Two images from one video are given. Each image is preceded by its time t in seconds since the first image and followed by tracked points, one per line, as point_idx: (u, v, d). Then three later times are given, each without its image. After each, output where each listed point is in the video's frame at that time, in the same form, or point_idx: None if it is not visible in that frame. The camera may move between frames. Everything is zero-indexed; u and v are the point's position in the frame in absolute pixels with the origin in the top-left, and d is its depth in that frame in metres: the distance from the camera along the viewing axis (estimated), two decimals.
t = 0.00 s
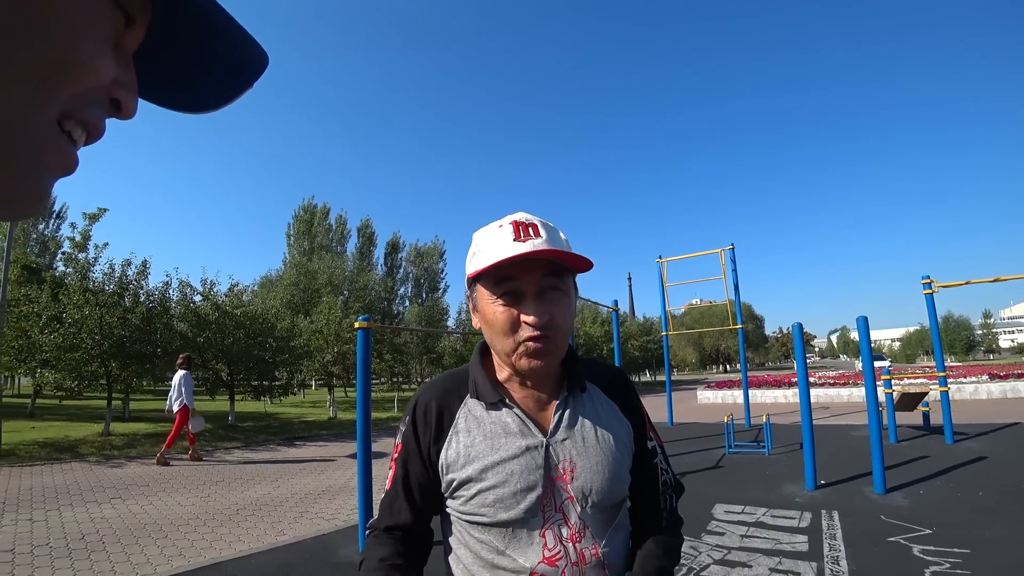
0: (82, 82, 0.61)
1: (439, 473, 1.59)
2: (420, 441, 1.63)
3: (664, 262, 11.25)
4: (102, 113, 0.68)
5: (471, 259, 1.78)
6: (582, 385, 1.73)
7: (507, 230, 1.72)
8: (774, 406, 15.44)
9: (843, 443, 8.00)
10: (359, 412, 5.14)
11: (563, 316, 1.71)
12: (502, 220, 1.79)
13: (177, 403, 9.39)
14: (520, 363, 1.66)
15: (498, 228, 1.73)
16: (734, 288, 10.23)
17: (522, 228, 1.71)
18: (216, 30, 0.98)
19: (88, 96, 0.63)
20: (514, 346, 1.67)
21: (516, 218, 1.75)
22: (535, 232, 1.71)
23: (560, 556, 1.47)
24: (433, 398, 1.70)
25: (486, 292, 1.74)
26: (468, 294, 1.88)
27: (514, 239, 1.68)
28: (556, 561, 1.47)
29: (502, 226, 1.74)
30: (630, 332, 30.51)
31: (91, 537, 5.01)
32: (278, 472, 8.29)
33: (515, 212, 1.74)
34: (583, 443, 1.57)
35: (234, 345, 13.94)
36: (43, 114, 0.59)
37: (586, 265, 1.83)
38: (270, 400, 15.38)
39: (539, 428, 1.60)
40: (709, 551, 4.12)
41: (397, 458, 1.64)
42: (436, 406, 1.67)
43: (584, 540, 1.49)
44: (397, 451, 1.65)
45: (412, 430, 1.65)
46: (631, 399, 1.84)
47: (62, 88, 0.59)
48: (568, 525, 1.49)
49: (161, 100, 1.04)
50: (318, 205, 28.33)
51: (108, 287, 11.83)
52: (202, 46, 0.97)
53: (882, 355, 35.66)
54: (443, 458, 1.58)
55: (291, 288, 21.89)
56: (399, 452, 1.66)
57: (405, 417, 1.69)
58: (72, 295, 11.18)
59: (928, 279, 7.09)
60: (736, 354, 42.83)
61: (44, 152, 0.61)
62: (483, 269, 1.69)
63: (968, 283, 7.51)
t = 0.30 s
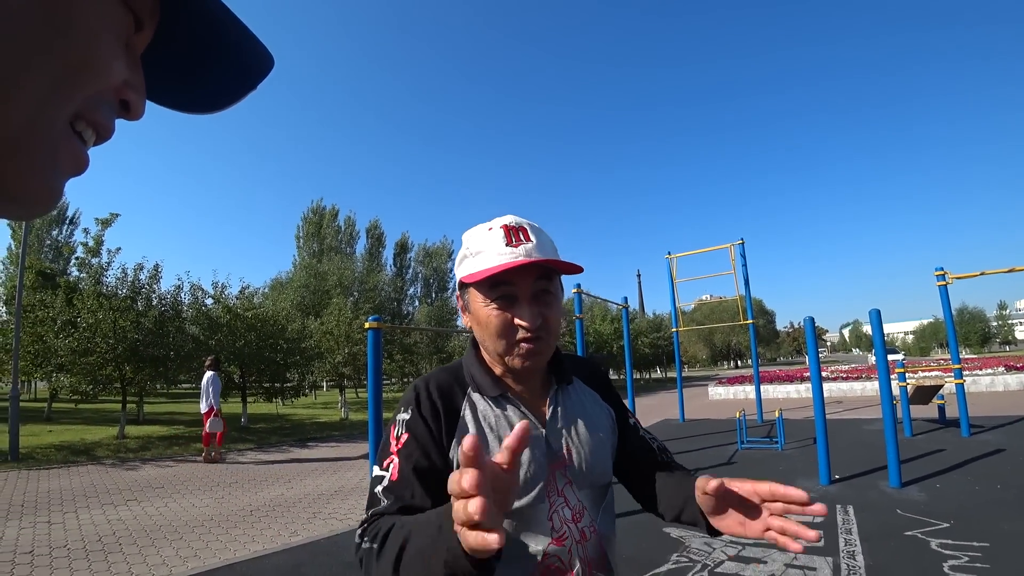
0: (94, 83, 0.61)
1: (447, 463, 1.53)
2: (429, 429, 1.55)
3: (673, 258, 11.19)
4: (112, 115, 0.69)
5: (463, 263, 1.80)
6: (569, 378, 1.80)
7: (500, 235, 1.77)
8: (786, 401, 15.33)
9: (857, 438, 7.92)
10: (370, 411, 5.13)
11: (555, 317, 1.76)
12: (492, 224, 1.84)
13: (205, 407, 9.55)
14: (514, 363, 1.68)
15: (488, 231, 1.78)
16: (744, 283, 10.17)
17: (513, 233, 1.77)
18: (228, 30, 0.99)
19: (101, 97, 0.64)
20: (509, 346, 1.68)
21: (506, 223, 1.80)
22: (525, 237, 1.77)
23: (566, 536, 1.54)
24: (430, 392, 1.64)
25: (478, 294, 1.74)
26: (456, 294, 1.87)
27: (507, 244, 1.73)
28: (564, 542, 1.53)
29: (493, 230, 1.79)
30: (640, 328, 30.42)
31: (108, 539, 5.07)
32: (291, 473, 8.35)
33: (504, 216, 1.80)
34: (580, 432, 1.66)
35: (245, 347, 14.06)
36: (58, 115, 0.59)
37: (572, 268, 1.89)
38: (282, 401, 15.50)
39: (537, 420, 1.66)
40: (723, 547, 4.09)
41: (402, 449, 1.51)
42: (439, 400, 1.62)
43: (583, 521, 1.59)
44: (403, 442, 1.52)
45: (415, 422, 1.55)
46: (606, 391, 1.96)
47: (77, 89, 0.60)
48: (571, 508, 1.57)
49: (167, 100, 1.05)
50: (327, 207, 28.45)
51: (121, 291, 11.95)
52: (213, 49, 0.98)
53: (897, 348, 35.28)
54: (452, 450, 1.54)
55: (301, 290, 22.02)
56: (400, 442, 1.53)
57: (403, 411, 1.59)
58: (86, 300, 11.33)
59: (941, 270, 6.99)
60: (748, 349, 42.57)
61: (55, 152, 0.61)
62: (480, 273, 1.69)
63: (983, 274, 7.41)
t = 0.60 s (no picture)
0: (91, 90, 0.62)
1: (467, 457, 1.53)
2: (450, 422, 1.53)
3: (672, 262, 11.19)
4: (108, 122, 0.69)
5: (462, 272, 1.84)
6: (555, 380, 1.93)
7: (498, 246, 1.83)
8: (786, 406, 15.32)
9: (856, 443, 7.91)
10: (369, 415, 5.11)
11: (548, 322, 1.87)
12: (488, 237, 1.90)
13: (222, 412, 9.65)
14: (512, 364, 1.77)
15: (486, 245, 1.84)
16: (743, 287, 10.17)
17: (510, 247, 1.83)
18: (219, 29, 0.97)
19: (97, 104, 0.64)
20: (509, 348, 1.77)
21: (503, 236, 1.86)
22: (522, 250, 1.84)
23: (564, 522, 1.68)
24: (442, 389, 1.63)
25: (479, 301, 1.80)
26: (453, 299, 1.91)
27: (505, 255, 1.80)
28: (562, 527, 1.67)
29: (490, 243, 1.85)
30: (639, 333, 30.42)
31: (104, 543, 5.05)
32: (289, 477, 8.32)
33: (501, 230, 1.86)
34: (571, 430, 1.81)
35: (244, 351, 14.03)
36: (57, 122, 0.59)
37: (562, 277, 1.99)
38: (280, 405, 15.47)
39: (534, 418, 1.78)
40: (721, 552, 4.08)
41: (426, 443, 1.46)
42: (452, 397, 1.61)
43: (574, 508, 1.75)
44: (427, 435, 1.47)
45: (433, 418, 1.52)
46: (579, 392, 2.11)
47: (75, 97, 0.60)
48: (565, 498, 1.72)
49: (165, 106, 1.04)
50: (326, 211, 28.45)
51: (120, 295, 11.93)
52: (207, 48, 0.97)
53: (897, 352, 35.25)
54: (471, 444, 1.55)
55: (300, 293, 22.01)
56: (421, 438, 1.47)
57: (418, 408, 1.54)
58: (85, 303, 11.33)
59: (939, 275, 7.00)
60: (747, 353, 42.54)
61: (54, 158, 0.61)
62: (483, 280, 1.76)
63: (981, 278, 7.42)
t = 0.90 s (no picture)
0: (87, 95, 0.62)
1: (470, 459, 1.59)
2: (455, 432, 1.59)
3: (670, 265, 11.19)
4: (104, 127, 0.69)
5: (478, 284, 1.87)
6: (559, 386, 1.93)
7: (513, 260, 1.86)
8: (784, 408, 15.31)
9: (854, 445, 7.91)
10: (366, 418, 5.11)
11: (558, 330, 1.88)
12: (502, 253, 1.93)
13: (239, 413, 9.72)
14: (525, 366, 1.78)
15: (501, 259, 1.87)
16: (741, 290, 10.19)
17: (523, 261, 1.86)
18: (216, 34, 0.99)
19: (92, 108, 0.64)
20: (522, 353, 1.78)
21: (516, 251, 1.90)
22: (534, 264, 1.87)
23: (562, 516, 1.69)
24: (455, 391, 1.67)
25: (494, 309, 1.83)
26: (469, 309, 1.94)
27: (519, 268, 1.82)
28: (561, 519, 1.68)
29: (505, 258, 1.88)
30: (638, 335, 30.42)
31: (101, 547, 5.03)
32: (286, 481, 8.30)
33: (514, 246, 1.89)
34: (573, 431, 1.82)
35: (241, 354, 14.01)
36: (56, 125, 0.59)
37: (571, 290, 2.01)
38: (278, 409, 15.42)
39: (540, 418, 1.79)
40: (719, 555, 4.08)
41: (431, 449, 1.55)
42: (463, 401, 1.66)
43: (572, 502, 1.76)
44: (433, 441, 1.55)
45: (442, 423, 1.59)
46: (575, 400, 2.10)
47: (71, 101, 0.60)
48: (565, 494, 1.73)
49: (159, 109, 1.05)
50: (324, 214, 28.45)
51: (117, 298, 11.89)
52: (202, 51, 0.97)
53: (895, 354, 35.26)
54: (477, 444, 1.61)
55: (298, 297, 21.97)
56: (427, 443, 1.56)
57: (429, 412, 1.61)
58: (82, 307, 11.32)
59: (936, 276, 7.02)
60: (745, 356, 42.51)
61: (51, 161, 0.61)
62: (500, 290, 1.78)
63: (977, 280, 7.44)
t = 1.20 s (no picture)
0: (83, 103, 0.62)
1: (452, 448, 1.65)
2: (442, 423, 1.65)
3: (667, 265, 11.13)
4: (97, 135, 0.69)
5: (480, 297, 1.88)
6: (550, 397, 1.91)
7: (517, 279, 1.86)
8: (781, 408, 15.35)
9: (852, 444, 7.93)
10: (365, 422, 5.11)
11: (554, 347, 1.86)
12: (508, 270, 1.93)
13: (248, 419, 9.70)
14: (516, 376, 1.78)
15: (505, 277, 1.87)
16: (737, 290, 10.22)
17: (527, 280, 1.85)
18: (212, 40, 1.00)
19: (87, 117, 0.64)
20: (514, 363, 1.79)
21: (522, 269, 1.90)
22: (536, 284, 1.86)
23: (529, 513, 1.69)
24: (448, 386, 1.74)
25: (495, 321, 1.83)
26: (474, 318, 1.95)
27: (520, 287, 1.82)
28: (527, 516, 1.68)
29: (510, 275, 1.88)
30: (635, 337, 30.47)
31: (97, 556, 4.99)
32: (284, 487, 8.26)
33: (521, 265, 1.89)
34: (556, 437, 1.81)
35: (238, 360, 13.96)
36: (53, 134, 0.59)
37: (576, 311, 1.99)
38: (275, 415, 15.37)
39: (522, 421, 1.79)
40: (718, 555, 4.08)
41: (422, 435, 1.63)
42: (455, 396, 1.72)
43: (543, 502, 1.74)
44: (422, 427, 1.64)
45: (434, 412, 1.67)
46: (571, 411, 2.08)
47: (68, 109, 0.61)
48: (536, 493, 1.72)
49: (150, 114, 1.03)
50: (320, 219, 28.43)
51: (113, 305, 11.84)
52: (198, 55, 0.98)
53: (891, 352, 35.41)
54: (459, 436, 1.66)
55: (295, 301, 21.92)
56: (418, 428, 1.65)
57: (424, 402, 1.70)
58: (77, 314, 11.26)
59: (930, 275, 7.06)
60: (742, 356, 42.58)
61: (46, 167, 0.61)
62: (501, 305, 1.79)
63: (970, 278, 7.50)
